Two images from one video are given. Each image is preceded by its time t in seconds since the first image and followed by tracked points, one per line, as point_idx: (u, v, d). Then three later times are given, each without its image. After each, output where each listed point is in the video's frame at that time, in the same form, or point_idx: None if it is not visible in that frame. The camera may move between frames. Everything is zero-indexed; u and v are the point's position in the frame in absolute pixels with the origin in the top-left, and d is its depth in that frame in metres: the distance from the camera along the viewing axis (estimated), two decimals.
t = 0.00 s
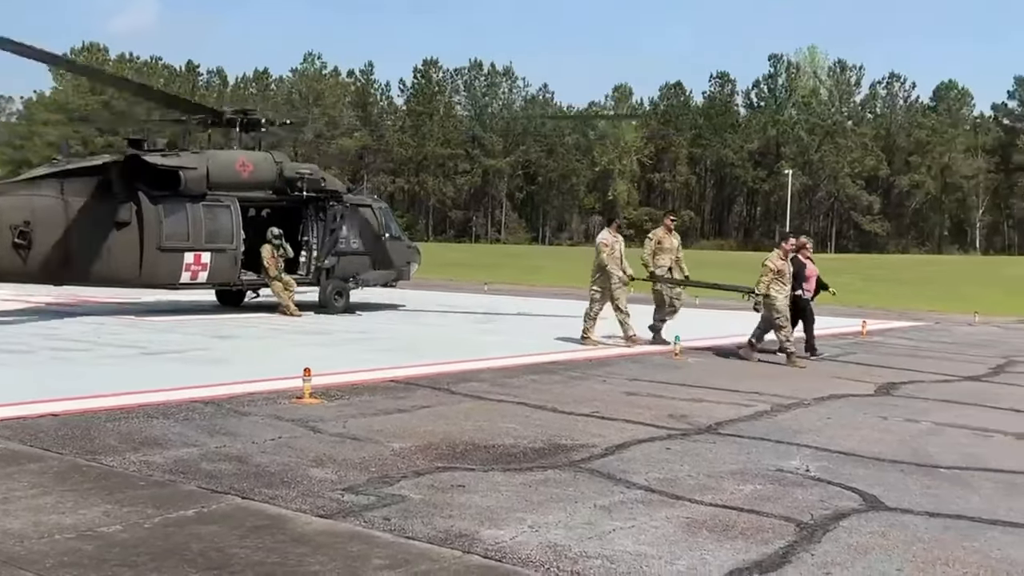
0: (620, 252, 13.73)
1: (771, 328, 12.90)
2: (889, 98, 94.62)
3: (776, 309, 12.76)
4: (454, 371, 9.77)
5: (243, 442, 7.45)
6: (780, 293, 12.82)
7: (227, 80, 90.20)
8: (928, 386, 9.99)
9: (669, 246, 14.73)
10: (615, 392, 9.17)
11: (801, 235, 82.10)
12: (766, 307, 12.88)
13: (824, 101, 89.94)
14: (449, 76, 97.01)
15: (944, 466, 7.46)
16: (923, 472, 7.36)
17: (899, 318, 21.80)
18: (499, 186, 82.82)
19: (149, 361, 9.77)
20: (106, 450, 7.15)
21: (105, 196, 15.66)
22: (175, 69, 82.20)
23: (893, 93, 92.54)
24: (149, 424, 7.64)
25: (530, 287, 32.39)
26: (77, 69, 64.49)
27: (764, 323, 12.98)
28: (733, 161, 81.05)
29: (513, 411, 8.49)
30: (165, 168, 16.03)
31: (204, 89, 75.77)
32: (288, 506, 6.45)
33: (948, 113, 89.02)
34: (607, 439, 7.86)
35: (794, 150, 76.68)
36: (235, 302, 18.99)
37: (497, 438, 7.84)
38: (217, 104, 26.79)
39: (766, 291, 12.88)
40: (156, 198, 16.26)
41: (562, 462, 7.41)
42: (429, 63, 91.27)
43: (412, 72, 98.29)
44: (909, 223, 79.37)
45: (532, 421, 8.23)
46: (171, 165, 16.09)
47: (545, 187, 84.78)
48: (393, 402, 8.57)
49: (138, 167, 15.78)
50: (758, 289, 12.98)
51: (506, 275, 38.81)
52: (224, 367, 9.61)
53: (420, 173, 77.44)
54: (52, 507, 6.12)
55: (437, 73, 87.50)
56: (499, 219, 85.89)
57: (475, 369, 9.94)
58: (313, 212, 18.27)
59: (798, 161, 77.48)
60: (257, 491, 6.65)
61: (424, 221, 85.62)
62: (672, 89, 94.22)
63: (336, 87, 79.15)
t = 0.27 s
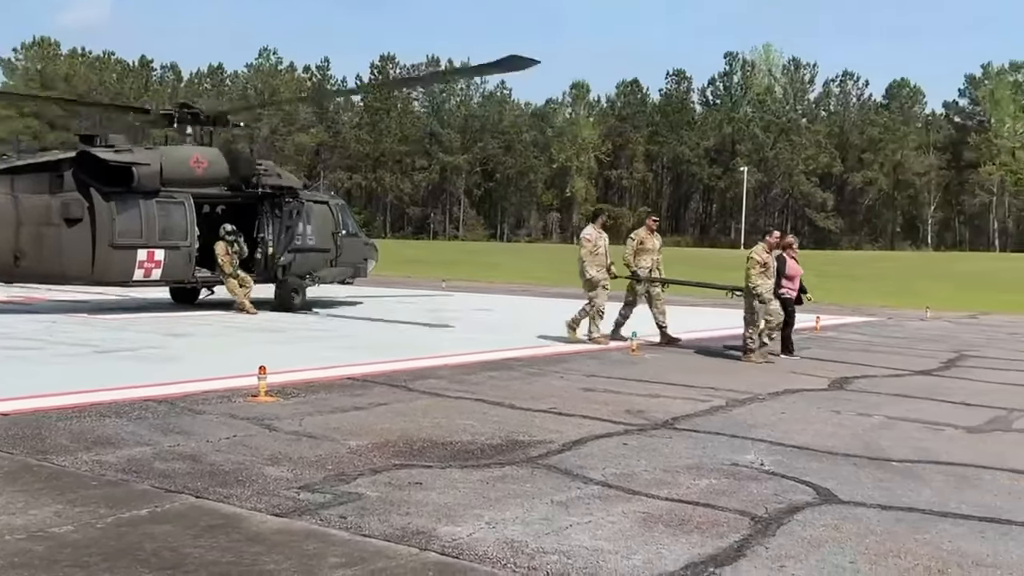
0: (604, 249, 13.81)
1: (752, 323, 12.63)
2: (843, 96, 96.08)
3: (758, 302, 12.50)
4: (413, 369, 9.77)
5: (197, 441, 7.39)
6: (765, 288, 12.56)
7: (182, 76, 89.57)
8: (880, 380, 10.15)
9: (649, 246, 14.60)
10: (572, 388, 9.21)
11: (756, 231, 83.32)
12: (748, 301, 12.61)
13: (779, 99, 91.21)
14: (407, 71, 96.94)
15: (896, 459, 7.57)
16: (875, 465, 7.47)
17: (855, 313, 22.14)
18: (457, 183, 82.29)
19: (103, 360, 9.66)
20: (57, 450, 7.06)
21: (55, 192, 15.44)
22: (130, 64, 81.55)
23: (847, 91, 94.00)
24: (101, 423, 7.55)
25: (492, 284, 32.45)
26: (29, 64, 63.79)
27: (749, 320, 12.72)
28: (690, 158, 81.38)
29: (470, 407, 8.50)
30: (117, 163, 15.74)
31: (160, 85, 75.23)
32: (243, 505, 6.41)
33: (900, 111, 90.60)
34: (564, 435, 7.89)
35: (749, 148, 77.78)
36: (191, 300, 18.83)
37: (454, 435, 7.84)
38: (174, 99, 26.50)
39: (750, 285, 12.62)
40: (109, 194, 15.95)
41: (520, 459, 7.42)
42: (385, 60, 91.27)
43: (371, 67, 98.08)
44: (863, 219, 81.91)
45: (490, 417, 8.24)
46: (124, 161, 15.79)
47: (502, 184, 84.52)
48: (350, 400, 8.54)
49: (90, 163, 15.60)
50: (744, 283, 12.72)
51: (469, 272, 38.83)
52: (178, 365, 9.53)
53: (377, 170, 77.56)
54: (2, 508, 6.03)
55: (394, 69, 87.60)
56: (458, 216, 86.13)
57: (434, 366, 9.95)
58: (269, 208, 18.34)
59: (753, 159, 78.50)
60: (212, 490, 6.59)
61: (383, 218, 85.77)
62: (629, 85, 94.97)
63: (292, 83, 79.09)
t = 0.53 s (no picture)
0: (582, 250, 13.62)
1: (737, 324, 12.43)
2: (794, 93, 97.22)
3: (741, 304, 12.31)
4: (367, 365, 9.73)
5: (147, 440, 7.32)
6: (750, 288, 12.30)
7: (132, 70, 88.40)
8: (829, 374, 10.31)
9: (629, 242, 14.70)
10: (526, 383, 9.24)
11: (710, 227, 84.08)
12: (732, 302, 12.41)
13: (732, 95, 92.13)
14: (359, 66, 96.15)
15: (845, 452, 7.68)
16: (825, 458, 7.57)
17: (807, 309, 22.52)
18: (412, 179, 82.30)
19: (50, 358, 9.52)
20: (2, 450, 6.95)
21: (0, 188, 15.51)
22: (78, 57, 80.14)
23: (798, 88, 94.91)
24: (49, 423, 7.44)
25: (452, 279, 32.41)
26: None
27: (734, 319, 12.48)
28: (644, 154, 81.67)
29: (424, 404, 8.48)
30: (64, 159, 15.73)
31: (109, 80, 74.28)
32: (194, 503, 6.35)
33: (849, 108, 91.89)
34: (518, 430, 7.91)
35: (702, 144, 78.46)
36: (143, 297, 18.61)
37: (408, 431, 7.84)
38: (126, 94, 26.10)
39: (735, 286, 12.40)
40: (56, 190, 15.91)
41: (474, 455, 7.43)
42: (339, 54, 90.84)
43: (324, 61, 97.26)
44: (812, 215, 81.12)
45: (444, 413, 8.24)
46: (70, 156, 15.76)
47: (458, 180, 84.27)
48: (303, 397, 8.50)
49: (36, 158, 15.71)
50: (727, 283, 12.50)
51: (427, 268, 38.80)
52: (128, 363, 9.41)
53: (330, 165, 77.31)
54: None
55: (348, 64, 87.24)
56: (412, 211, 85.98)
57: (388, 363, 9.92)
58: (220, 204, 18.10)
59: (706, 155, 79.01)
60: (162, 489, 6.53)
61: (336, 214, 85.49)
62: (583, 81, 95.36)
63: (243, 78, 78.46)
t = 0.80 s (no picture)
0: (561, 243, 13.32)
1: (719, 320, 12.19)
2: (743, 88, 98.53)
3: (722, 300, 12.07)
4: (319, 362, 9.69)
5: (92, 439, 7.23)
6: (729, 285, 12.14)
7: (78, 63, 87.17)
8: (778, 367, 10.45)
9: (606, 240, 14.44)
10: (478, 379, 9.25)
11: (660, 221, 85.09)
12: (713, 299, 12.15)
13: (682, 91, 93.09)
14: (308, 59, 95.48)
15: (793, 444, 7.78)
16: (774, 450, 7.65)
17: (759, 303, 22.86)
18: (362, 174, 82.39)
19: None
20: None
21: None
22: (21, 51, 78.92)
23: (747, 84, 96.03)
24: None
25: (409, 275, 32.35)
26: None
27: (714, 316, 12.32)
28: (595, 150, 81.54)
29: (375, 400, 8.46)
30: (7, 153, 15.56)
31: (53, 74, 73.34)
32: (140, 503, 6.27)
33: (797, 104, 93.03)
34: (469, 426, 7.91)
35: (653, 139, 79.33)
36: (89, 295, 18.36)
37: (359, 428, 7.81)
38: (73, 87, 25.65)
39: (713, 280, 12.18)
40: None
41: (425, 451, 7.42)
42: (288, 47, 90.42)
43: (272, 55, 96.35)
44: (763, 210, 84.64)
45: (395, 409, 8.22)
46: (14, 150, 15.60)
47: (409, 175, 84.66)
48: (252, 394, 8.43)
49: None
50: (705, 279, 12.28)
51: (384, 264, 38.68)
52: (73, 361, 9.29)
53: (280, 160, 76.65)
54: None
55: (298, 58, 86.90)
56: (364, 206, 85.95)
57: (339, 359, 9.89)
58: (168, 200, 17.97)
59: (657, 150, 79.44)
60: (108, 489, 6.44)
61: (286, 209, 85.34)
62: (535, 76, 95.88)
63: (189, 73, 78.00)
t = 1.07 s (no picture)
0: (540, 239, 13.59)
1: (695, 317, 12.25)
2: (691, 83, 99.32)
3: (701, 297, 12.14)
4: (268, 358, 9.62)
5: (33, 438, 7.11)
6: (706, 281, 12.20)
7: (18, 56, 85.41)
8: (725, 360, 10.57)
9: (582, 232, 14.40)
10: (428, 373, 9.25)
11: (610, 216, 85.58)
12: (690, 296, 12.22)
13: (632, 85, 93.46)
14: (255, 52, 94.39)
15: (740, 436, 7.87)
16: (722, 442, 7.73)
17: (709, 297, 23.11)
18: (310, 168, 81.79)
19: None
20: None
21: None
22: None
23: (694, 79, 96.63)
24: None
25: (362, 270, 32.18)
26: None
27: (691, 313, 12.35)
28: (545, 144, 81.89)
29: (323, 396, 8.41)
30: None
31: None
32: (84, 502, 6.18)
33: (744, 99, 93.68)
34: (419, 421, 7.89)
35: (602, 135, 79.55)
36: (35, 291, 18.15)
37: (308, 424, 7.77)
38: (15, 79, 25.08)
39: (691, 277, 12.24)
40: None
41: (375, 447, 7.39)
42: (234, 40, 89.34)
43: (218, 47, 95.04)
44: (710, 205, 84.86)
45: (343, 405, 8.19)
46: None
47: (358, 169, 84.14)
48: (199, 392, 8.36)
49: None
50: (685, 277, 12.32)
51: (336, 259, 38.45)
52: (14, 359, 9.15)
53: (226, 154, 76.29)
54: None
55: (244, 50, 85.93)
56: (312, 201, 85.23)
57: (288, 355, 9.82)
58: (111, 194, 17.87)
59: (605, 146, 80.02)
60: (51, 488, 6.35)
61: (232, 203, 84.53)
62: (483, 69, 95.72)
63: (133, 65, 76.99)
